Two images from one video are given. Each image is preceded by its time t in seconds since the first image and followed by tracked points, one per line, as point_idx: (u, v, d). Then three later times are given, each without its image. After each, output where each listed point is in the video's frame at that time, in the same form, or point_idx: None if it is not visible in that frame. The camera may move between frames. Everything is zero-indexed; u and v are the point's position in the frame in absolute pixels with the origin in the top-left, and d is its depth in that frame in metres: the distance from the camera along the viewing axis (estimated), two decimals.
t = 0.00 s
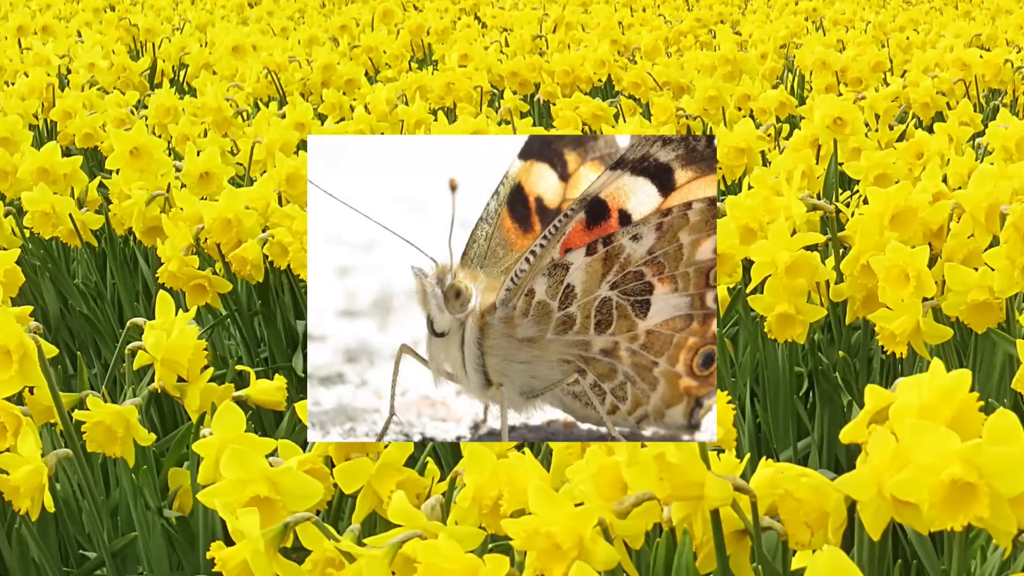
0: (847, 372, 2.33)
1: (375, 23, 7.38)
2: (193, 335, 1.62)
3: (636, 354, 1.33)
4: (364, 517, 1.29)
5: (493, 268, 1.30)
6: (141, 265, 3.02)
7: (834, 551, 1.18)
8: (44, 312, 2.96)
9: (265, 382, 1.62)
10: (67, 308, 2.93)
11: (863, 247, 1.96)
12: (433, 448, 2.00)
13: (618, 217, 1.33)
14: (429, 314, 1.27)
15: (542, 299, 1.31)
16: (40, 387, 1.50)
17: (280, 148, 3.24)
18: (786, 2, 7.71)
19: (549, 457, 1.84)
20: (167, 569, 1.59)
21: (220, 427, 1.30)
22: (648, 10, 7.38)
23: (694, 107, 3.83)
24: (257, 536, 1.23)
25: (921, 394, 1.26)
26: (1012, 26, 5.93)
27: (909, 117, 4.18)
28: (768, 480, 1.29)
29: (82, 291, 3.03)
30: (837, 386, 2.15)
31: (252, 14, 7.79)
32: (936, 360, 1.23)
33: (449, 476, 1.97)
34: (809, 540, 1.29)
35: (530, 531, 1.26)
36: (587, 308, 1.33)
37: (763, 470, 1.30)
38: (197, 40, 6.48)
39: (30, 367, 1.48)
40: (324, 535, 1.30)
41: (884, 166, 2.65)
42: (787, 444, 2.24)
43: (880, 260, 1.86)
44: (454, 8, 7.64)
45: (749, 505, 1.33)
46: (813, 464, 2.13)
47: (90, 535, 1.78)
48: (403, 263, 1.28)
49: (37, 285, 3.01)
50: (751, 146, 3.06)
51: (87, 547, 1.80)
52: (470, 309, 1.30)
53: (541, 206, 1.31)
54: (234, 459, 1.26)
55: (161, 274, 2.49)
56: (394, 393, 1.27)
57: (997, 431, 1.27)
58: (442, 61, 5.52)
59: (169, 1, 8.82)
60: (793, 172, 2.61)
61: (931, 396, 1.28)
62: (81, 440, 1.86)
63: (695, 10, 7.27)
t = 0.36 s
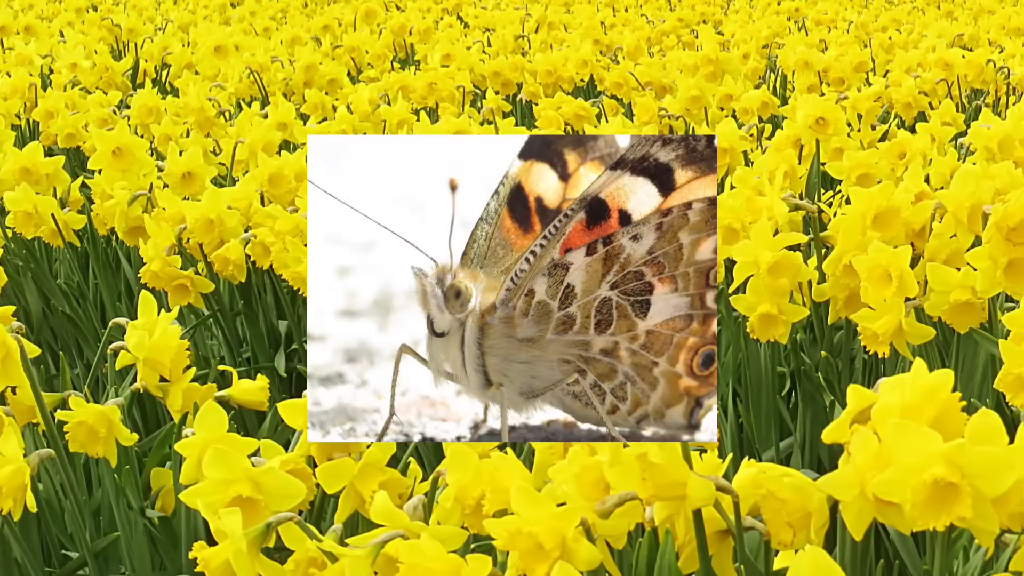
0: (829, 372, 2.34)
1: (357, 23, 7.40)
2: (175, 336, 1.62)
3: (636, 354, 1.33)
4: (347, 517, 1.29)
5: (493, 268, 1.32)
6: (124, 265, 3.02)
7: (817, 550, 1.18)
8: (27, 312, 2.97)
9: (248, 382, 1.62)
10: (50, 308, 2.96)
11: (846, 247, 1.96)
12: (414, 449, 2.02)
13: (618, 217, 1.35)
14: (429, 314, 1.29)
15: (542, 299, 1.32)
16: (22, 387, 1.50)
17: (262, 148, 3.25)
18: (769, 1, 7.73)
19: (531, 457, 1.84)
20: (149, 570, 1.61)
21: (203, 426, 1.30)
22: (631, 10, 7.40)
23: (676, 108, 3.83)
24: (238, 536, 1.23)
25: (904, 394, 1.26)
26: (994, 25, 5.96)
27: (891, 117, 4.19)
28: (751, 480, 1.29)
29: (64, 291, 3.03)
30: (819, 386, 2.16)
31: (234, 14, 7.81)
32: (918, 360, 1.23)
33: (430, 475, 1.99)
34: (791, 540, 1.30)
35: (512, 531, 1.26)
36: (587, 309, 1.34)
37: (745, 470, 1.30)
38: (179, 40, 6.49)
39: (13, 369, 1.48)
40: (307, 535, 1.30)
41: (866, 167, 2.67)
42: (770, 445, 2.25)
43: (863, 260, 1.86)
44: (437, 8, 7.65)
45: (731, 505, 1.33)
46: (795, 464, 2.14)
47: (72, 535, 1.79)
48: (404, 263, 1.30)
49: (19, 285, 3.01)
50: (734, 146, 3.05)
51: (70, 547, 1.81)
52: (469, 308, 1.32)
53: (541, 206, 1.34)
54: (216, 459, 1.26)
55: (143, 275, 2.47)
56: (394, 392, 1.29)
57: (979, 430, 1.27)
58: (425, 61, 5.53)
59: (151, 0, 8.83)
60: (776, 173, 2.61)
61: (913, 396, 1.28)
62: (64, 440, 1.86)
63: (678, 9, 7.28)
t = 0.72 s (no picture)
0: (811, 372, 2.35)
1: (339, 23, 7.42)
2: (157, 335, 1.63)
3: (637, 354, 1.31)
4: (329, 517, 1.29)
5: (493, 268, 1.30)
6: (106, 264, 3.03)
7: (799, 551, 1.18)
8: (9, 313, 2.98)
9: (230, 382, 1.62)
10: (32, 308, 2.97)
11: (827, 247, 1.97)
12: (397, 449, 2.05)
13: (618, 217, 1.33)
14: (429, 314, 1.27)
15: (542, 299, 1.30)
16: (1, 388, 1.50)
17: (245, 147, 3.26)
18: (750, 1, 7.76)
19: (514, 457, 1.85)
20: (132, 570, 1.62)
21: (185, 426, 1.30)
22: (613, 10, 7.43)
23: (658, 108, 3.84)
24: (221, 536, 1.23)
25: (886, 394, 1.26)
26: (975, 25, 6.00)
27: (874, 117, 4.21)
28: (733, 480, 1.29)
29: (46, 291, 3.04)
30: (802, 386, 2.17)
31: (216, 15, 7.84)
32: (900, 360, 1.22)
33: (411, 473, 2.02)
34: (773, 540, 1.30)
35: (494, 531, 1.26)
36: (588, 308, 1.32)
37: (727, 470, 1.29)
38: (161, 40, 6.50)
39: None
40: (289, 535, 1.30)
41: (848, 166, 2.68)
42: (751, 445, 2.26)
43: (846, 259, 1.86)
44: (419, 9, 7.68)
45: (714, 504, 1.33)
46: (777, 464, 2.15)
47: (54, 535, 1.80)
48: (404, 262, 1.28)
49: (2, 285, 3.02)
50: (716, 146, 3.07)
51: (53, 547, 1.82)
52: (470, 309, 1.30)
53: (541, 206, 1.32)
54: (198, 458, 1.26)
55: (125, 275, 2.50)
56: (394, 393, 1.28)
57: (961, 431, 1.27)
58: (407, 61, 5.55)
59: (134, 1, 8.84)
60: (757, 173, 2.62)
61: (895, 396, 1.28)
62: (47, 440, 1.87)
63: (660, 9, 7.30)
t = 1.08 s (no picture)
0: (793, 372, 2.37)
1: (322, 23, 7.44)
2: (140, 335, 1.65)
3: (636, 354, 1.33)
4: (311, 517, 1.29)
5: (493, 268, 1.30)
6: (88, 264, 3.03)
7: (781, 551, 1.18)
8: None
9: (214, 382, 1.62)
10: (14, 308, 2.97)
11: (810, 247, 1.98)
12: (379, 450, 2.06)
13: (618, 217, 1.34)
14: (429, 314, 1.27)
15: (542, 299, 1.31)
16: None
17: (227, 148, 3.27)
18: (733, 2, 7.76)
19: (497, 456, 1.85)
20: (114, 569, 1.64)
21: (168, 426, 1.30)
22: (595, 10, 7.43)
23: (641, 108, 3.85)
24: (203, 535, 1.23)
25: (868, 393, 1.26)
26: (958, 26, 6.03)
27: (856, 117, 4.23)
28: (715, 480, 1.29)
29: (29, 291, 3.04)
30: (784, 386, 2.18)
31: (198, 15, 7.84)
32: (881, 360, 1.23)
33: (394, 476, 2.02)
34: (755, 540, 1.30)
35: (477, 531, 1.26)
36: (588, 309, 1.33)
37: (710, 470, 1.29)
38: (143, 40, 6.50)
39: None
40: (271, 535, 1.30)
41: (831, 167, 2.70)
42: (734, 445, 2.26)
43: (828, 259, 1.86)
44: (402, 8, 7.68)
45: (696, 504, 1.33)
46: (760, 464, 2.15)
47: (36, 535, 1.80)
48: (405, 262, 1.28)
49: None
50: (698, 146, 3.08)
51: (36, 547, 1.83)
52: (470, 308, 1.30)
53: (541, 206, 1.32)
54: (180, 458, 1.25)
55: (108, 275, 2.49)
56: (394, 393, 1.28)
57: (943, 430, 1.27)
58: (389, 61, 5.56)
59: (116, 0, 8.83)
60: (740, 173, 2.63)
61: (877, 396, 1.28)
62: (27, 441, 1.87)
63: (642, 9, 7.32)
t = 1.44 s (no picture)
0: (776, 372, 2.36)
1: (303, 23, 7.47)
2: (122, 336, 1.67)
3: (636, 355, 1.34)
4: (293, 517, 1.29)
5: (493, 268, 1.29)
6: (71, 265, 3.04)
7: (763, 551, 1.18)
8: None
9: (195, 382, 1.63)
10: None
11: (792, 247, 1.96)
12: (361, 450, 2.05)
13: (618, 217, 1.35)
14: (429, 314, 1.27)
15: (542, 299, 1.31)
16: None
17: (210, 148, 3.28)
18: (715, 2, 7.77)
19: (480, 456, 1.85)
20: (96, 569, 1.65)
21: (150, 427, 1.30)
22: (577, 10, 7.45)
23: (622, 108, 3.85)
24: (186, 535, 1.23)
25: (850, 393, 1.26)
26: (941, 26, 6.05)
27: (839, 117, 4.24)
28: (697, 480, 1.29)
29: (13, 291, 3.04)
30: (767, 386, 2.17)
31: (181, 15, 7.86)
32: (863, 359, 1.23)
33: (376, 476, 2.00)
34: (738, 540, 1.29)
35: (459, 531, 1.25)
36: (588, 309, 1.34)
37: (692, 470, 1.29)
38: (125, 41, 6.51)
39: None
40: (254, 535, 1.30)
41: (813, 167, 2.71)
42: (717, 445, 2.24)
43: (810, 260, 1.86)
44: (384, 8, 7.69)
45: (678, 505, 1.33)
46: (742, 463, 2.14)
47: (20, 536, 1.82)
48: (405, 262, 1.28)
49: None
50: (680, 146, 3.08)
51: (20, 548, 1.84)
52: (470, 309, 1.30)
53: (541, 206, 1.31)
54: (161, 458, 1.26)
55: (90, 274, 2.49)
56: (394, 393, 1.27)
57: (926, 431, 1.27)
58: (371, 61, 5.57)
59: (99, 0, 8.83)
60: (723, 173, 2.64)
61: (860, 396, 1.28)
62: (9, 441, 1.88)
63: (625, 9, 7.33)
